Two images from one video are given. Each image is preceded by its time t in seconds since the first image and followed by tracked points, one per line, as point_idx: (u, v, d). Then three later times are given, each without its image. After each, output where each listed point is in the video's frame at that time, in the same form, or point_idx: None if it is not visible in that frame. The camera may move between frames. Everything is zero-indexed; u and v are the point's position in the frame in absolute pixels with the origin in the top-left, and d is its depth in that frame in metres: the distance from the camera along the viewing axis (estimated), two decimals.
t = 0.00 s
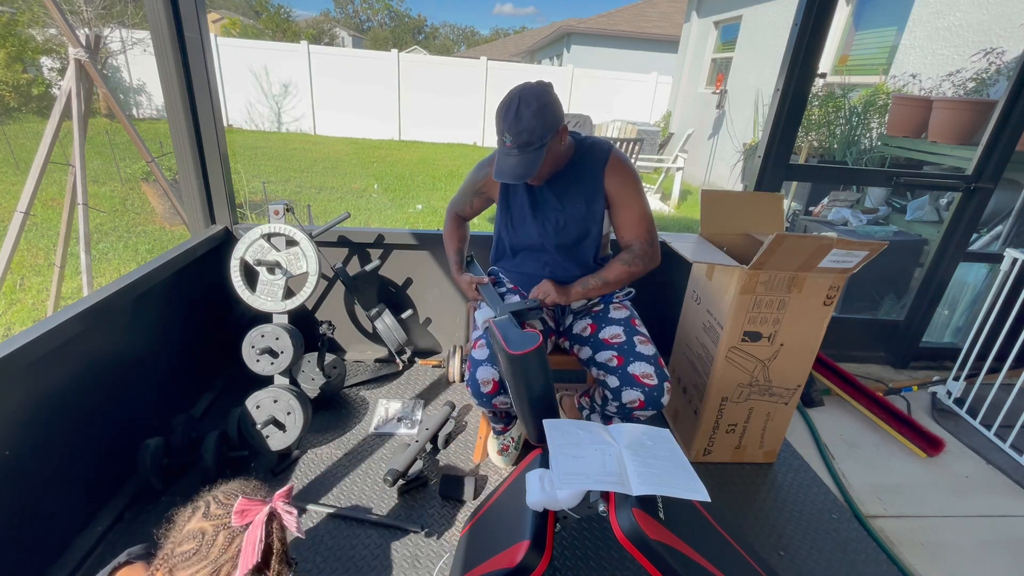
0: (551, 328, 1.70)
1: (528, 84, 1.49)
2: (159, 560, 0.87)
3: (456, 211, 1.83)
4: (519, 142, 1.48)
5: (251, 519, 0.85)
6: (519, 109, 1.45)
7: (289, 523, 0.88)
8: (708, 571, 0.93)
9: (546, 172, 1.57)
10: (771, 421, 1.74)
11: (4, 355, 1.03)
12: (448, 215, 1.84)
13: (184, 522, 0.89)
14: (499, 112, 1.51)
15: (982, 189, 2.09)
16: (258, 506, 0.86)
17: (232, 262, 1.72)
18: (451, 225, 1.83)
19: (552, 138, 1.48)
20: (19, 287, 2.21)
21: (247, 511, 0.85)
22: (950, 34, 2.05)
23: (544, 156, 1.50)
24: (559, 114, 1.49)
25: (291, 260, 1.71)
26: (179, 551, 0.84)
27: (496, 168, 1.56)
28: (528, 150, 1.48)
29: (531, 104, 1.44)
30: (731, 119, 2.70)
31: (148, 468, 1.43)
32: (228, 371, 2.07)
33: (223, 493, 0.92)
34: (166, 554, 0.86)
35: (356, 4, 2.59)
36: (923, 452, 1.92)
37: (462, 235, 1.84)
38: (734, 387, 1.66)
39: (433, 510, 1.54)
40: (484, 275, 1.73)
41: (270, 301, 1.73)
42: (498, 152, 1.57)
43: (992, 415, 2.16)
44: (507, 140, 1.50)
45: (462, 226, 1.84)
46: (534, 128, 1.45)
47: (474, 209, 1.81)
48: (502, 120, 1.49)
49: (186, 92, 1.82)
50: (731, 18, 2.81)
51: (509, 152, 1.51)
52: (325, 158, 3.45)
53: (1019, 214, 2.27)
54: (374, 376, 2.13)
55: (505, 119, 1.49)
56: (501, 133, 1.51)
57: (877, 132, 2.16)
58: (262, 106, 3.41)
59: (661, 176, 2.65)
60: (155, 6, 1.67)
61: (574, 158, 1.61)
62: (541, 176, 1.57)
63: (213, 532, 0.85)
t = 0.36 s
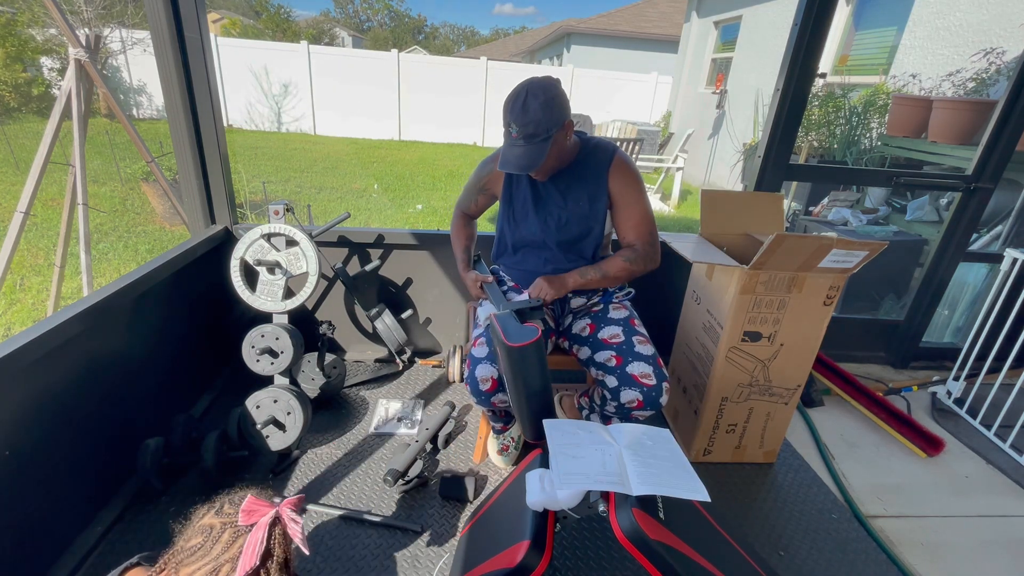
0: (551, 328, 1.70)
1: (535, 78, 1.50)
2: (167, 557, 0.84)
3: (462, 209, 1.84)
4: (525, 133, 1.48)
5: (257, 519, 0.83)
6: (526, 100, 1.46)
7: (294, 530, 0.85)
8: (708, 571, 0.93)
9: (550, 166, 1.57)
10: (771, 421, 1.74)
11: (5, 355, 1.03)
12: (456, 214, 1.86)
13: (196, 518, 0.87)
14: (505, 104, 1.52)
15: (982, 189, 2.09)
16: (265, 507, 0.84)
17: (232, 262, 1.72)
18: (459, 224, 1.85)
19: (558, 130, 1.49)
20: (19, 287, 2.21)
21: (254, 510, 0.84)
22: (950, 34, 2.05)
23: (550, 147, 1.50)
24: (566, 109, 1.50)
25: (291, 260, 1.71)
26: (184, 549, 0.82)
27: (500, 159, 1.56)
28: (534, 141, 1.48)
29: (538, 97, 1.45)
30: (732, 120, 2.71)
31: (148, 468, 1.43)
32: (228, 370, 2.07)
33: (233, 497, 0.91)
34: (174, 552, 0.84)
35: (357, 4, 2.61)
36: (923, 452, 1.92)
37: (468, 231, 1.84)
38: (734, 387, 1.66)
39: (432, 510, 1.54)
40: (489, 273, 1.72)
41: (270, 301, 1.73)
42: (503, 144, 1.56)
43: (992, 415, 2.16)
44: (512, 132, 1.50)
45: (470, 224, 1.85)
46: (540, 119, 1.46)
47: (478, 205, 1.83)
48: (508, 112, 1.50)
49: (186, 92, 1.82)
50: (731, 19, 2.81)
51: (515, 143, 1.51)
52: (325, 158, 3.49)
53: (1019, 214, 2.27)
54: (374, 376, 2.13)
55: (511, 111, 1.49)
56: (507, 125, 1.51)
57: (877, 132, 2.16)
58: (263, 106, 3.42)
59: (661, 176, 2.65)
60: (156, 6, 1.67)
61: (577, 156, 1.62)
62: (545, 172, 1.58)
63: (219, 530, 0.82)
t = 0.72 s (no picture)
0: (552, 328, 1.70)
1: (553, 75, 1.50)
2: (177, 558, 0.83)
3: (462, 211, 1.82)
4: (555, 130, 1.48)
5: (271, 519, 0.82)
6: (554, 97, 1.46)
7: (305, 530, 0.85)
8: (709, 572, 0.93)
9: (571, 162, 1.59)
10: (771, 421, 1.74)
11: (4, 355, 1.03)
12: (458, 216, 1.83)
13: (207, 518, 0.87)
14: (528, 100, 1.49)
15: (982, 190, 2.09)
16: (279, 508, 0.84)
17: (232, 262, 1.72)
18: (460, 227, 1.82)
19: (582, 128, 1.52)
20: (19, 287, 2.21)
21: (269, 511, 0.83)
22: (950, 34, 2.06)
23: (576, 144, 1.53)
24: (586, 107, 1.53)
25: (291, 260, 1.71)
26: (196, 549, 0.80)
27: (528, 157, 1.53)
28: (564, 138, 1.49)
29: (565, 94, 1.46)
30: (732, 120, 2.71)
31: (148, 468, 1.43)
32: (228, 370, 2.07)
33: (243, 498, 0.90)
34: (184, 553, 0.82)
35: (356, 4, 2.63)
36: (923, 452, 1.92)
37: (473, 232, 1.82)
38: (734, 387, 1.66)
39: (432, 510, 1.54)
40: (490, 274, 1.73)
41: (270, 301, 1.73)
42: (525, 142, 1.54)
43: (992, 415, 2.16)
44: (541, 129, 1.49)
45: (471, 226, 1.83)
46: (570, 116, 1.47)
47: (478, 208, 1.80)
48: (536, 109, 1.48)
49: (186, 92, 1.82)
50: (731, 18, 2.80)
51: (544, 140, 1.49)
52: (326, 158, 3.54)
53: (1019, 214, 2.27)
54: (374, 376, 2.13)
55: (540, 108, 1.47)
56: (533, 122, 1.49)
57: (877, 132, 2.16)
58: (262, 106, 3.40)
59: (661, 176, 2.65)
60: (155, 6, 1.67)
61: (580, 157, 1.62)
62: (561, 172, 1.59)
63: (233, 530, 0.81)
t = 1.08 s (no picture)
0: (552, 328, 1.70)
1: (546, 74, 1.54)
2: (180, 558, 0.83)
3: (456, 210, 1.79)
4: (594, 111, 1.52)
5: (278, 526, 0.82)
6: (575, 85, 1.51)
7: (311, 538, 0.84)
8: (709, 572, 0.93)
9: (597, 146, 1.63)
10: (771, 421, 1.74)
11: (4, 355, 1.03)
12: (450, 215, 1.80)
13: (212, 520, 0.87)
14: (559, 96, 1.48)
15: (982, 190, 2.09)
16: (286, 514, 0.83)
17: (232, 262, 1.72)
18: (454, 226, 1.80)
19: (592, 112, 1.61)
20: (19, 287, 2.21)
21: (276, 517, 0.83)
22: (950, 35, 2.06)
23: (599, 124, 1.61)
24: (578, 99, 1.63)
25: (291, 260, 1.71)
26: (201, 551, 0.80)
27: (596, 141, 1.49)
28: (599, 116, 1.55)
29: (576, 81, 1.53)
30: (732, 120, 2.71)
31: (148, 468, 1.43)
32: (228, 370, 2.07)
33: (250, 503, 0.90)
34: (187, 553, 0.82)
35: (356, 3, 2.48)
36: (923, 452, 1.92)
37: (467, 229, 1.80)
38: (734, 387, 1.66)
39: (432, 510, 1.54)
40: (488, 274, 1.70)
41: (270, 301, 1.73)
42: (580, 133, 1.48)
43: (992, 415, 2.16)
44: (589, 112, 1.50)
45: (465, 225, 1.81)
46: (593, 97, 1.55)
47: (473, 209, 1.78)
48: (573, 98, 1.48)
49: (186, 93, 1.82)
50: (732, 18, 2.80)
51: (594, 120, 1.51)
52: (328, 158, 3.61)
53: (1019, 215, 2.27)
54: (374, 376, 2.13)
55: (575, 96, 1.50)
56: (579, 110, 1.49)
57: (877, 132, 2.16)
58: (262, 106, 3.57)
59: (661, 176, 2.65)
60: (156, 6, 1.67)
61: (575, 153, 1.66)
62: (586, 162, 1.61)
63: (239, 533, 0.81)
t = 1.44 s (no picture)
0: (551, 328, 1.70)
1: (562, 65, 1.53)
2: (181, 557, 0.82)
3: (458, 209, 1.80)
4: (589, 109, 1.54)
5: (277, 525, 0.82)
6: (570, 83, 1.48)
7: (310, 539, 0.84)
8: (709, 572, 0.93)
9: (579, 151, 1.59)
10: (771, 421, 1.74)
11: (4, 355, 1.03)
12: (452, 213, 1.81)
13: (211, 519, 0.86)
14: (545, 84, 1.47)
15: (982, 190, 2.09)
16: (286, 515, 0.83)
17: (231, 262, 1.72)
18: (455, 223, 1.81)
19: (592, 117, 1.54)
20: (19, 287, 2.21)
21: (276, 517, 0.83)
22: (950, 34, 2.06)
23: (585, 132, 1.54)
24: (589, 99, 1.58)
25: (291, 260, 1.71)
26: (200, 550, 0.80)
27: (543, 141, 1.50)
28: (578, 124, 1.49)
29: (580, 80, 1.49)
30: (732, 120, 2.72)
31: (147, 468, 1.43)
32: (228, 370, 2.07)
33: (251, 505, 0.90)
34: (186, 553, 0.82)
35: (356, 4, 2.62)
36: (923, 452, 1.92)
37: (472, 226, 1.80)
38: (734, 387, 1.66)
39: (432, 510, 1.54)
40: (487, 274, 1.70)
41: (270, 301, 1.73)
42: (539, 125, 1.50)
43: (992, 415, 2.16)
44: (557, 112, 1.47)
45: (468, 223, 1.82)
46: (585, 103, 1.48)
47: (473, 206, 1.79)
48: (554, 91, 1.46)
49: (186, 93, 1.82)
50: (731, 19, 2.84)
51: (559, 124, 1.48)
52: (325, 157, 3.55)
53: (1019, 214, 2.27)
54: (374, 376, 2.13)
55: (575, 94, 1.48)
56: (549, 105, 1.47)
57: (877, 133, 2.16)
58: (262, 106, 3.65)
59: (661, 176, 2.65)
60: (156, 6, 1.67)
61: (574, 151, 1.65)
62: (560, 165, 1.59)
63: (239, 532, 0.81)
